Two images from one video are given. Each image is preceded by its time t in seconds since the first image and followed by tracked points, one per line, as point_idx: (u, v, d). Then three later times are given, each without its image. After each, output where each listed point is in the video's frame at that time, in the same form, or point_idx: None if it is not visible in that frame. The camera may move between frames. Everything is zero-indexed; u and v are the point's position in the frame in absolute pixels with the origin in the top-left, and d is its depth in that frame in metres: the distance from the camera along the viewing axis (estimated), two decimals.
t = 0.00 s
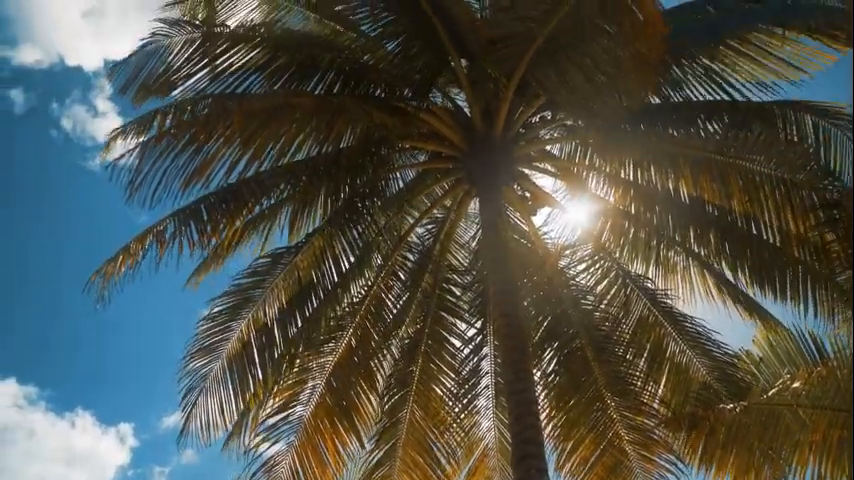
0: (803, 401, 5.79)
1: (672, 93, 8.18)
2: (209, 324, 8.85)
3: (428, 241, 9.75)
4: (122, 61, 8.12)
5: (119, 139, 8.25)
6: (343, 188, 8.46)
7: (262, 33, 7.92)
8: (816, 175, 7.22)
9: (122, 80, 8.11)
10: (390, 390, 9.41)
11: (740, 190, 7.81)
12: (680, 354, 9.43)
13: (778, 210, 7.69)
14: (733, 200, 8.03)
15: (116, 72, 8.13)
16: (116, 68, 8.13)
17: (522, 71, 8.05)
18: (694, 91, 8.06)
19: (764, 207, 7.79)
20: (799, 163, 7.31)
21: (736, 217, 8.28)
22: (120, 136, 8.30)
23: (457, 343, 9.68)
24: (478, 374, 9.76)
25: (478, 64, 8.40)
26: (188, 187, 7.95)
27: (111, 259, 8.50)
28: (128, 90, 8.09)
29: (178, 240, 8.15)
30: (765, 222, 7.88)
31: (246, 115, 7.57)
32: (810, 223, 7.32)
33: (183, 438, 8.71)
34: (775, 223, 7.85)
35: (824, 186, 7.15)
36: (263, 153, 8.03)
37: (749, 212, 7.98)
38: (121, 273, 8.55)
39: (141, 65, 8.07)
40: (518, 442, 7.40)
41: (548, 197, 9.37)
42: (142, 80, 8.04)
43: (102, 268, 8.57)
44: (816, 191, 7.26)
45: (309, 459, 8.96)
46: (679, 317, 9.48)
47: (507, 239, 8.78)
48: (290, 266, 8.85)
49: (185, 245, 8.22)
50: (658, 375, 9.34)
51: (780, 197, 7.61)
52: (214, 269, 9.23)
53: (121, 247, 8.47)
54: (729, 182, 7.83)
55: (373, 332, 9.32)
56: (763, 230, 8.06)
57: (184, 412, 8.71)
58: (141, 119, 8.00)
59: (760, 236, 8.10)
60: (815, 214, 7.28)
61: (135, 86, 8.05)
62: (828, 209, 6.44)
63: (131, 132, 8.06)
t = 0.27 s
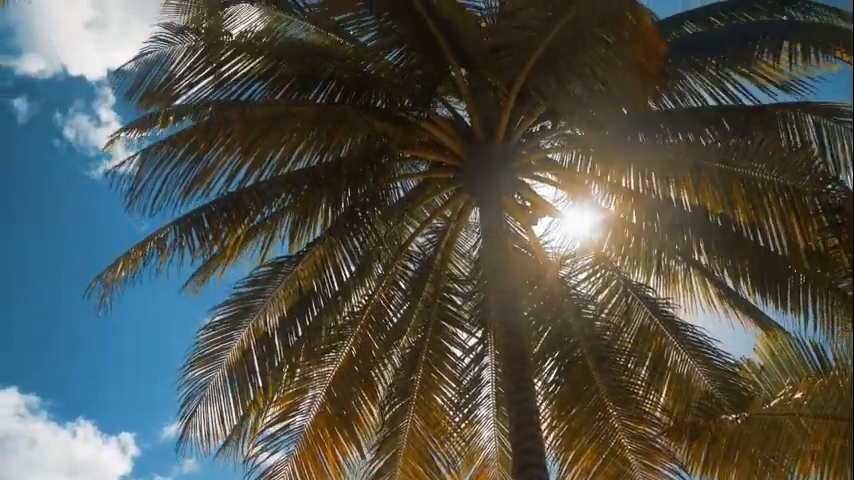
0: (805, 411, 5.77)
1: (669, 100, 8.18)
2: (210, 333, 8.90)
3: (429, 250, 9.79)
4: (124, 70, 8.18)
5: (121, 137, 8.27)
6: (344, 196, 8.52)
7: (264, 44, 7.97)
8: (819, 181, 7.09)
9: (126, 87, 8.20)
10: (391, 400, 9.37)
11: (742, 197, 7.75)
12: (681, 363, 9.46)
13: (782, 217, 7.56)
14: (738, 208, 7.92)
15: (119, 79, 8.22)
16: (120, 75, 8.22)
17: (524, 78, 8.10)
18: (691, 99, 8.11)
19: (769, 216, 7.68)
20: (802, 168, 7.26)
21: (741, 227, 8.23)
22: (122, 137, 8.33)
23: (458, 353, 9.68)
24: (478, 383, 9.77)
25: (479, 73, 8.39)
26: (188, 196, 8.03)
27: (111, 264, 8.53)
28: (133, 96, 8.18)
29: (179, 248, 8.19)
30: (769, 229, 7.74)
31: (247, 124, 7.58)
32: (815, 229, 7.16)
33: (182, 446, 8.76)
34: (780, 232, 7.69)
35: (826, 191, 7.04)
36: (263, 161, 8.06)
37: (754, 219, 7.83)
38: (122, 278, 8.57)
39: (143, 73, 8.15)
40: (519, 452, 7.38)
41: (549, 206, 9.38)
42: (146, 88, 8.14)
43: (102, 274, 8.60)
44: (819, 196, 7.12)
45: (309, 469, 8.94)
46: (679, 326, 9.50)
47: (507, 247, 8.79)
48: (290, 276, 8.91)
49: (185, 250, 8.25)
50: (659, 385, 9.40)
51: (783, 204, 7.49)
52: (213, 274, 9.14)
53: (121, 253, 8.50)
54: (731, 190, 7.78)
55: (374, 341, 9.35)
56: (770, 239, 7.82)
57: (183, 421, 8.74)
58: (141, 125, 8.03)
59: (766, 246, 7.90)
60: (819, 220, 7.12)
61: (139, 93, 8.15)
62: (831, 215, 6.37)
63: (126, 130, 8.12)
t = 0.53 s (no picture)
0: (807, 419, 5.72)
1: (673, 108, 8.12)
2: (210, 341, 8.90)
3: (430, 258, 9.84)
4: (128, 78, 8.12)
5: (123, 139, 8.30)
6: (345, 202, 8.65)
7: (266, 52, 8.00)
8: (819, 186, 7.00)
9: (128, 95, 8.10)
10: (391, 408, 9.33)
11: (744, 204, 7.67)
12: (681, 369, 9.43)
13: (787, 222, 7.37)
14: (740, 215, 7.83)
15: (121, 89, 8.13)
16: (122, 84, 8.15)
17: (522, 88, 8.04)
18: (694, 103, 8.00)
19: (775, 222, 7.48)
20: (804, 173, 7.21)
21: (745, 233, 7.99)
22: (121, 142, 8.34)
23: (458, 360, 9.70)
24: (478, 391, 9.62)
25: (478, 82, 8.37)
26: (188, 205, 8.00)
27: (111, 271, 8.52)
28: (134, 106, 8.06)
29: (178, 256, 8.16)
30: (774, 236, 7.54)
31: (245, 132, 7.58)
32: (820, 234, 6.81)
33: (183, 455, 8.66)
34: (786, 238, 7.46)
35: (829, 194, 6.92)
36: (262, 170, 8.07)
37: (758, 226, 7.64)
38: (122, 285, 8.55)
39: (147, 81, 8.07)
40: (519, 460, 7.34)
41: (549, 213, 9.34)
42: (149, 95, 8.03)
43: (102, 282, 8.59)
44: (820, 200, 7.02)
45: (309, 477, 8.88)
46: (680, 333, 9.47)
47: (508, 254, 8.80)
48: (290, 283, 8.94)
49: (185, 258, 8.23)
50: (659, 392, 9.38)
51: (788, 209, 7.33)
52: (210, 279, 8.92)
53: (120, 261, 8.49)
54: (733, 196, 7.70)
55: (373, 348, 9.32)
56: (776, 243, 7.52)
57: (183, 430, 8.62)
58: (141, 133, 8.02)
59: (773, 254, 7.58)
60: (824, 225, 6.82)
61: (141, 102, 8.03)
62: (833, 222, 6.32)
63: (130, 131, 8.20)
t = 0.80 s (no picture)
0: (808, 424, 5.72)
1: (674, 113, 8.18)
2: (210, 348, 8.87)
3: (429, 262, 9.87)
4: (129, 86, 8.17)
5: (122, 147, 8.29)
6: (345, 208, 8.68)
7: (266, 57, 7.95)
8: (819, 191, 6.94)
9: (129, 102, 8.13)
10: (391, 412, 9.36)
11: (745, 209, 7.59)
12: (681, 374, 9.43)
13: (788, 225, 7.28)
14: (741, 219, 7.80)
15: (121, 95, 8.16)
16: (122, 91, 8.17)
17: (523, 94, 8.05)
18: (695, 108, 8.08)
19: (776, 226, 7.41)
20: (803, 181, 7.11)
21: (745, 238, 7.95)
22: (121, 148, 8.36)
23: (458, 365, 9.66)
24: (478, 396, 9.65)
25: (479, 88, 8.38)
26: (186, 211, 8.02)
27: (110, 277, 8.52)
28: (135, 113, 8.11)
29: (178, 263, 8.18)
30: (776, 241, 7.50)
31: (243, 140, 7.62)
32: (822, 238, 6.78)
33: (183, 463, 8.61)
34: (787, 243, 7.43)
35: (830, 200, 6.86)
36: (262, 175, 8.07)
37: (761, 231, 7.62)
38: (120, 291, 8.55)
39: (148, 88, 8.12)
40: (520, 466, 7.33)
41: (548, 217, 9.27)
42: (150, 102, 8.07)
43: (101, 288, 8.59)
44: (821, 206, 6.95)
45: None
46: (680, 338, 9.48)
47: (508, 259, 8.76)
48: (289, 288, 8.96)
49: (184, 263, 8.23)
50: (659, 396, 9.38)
51: (789, 213, 7.23)
52: (207, 283, 8.93)
53: (119, 267, 8.50)
54: (735, 201, 7.63)
55: (373, 353, 9.32)
56: (778, 247, 7.50)
57: (183, 437, 8.59)
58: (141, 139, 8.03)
59: (772, 257, 7.72)
60: (825, 230, 6.78)
61: (142, 109, 8.07)
62: (834, 227, 6.31)
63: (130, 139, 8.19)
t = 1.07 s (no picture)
0: (809, 430, 5.71)
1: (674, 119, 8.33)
2: (211, 353, 8.88)
3: (430, 268, 9.82)
4: (131, 95, 7.95)
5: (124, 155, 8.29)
6: (346, 214, 8.73)
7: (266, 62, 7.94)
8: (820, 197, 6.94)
9: (130, 112, 7.91)
10: (391, 418, 9.36)
11: (746, 215, 7.62)
12: (683, 381, 9.40)
13: (789, 232, 7.34)
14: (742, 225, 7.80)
15: (123, 106, 7.95)
16: (124, 101, 7.95)
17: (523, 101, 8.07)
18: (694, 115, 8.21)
19: (776, 233, 7.45)
20: (803, 187, 7.09)
21: (747, 242, 7.88)
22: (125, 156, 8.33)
23: (459, 371, 9.63)
24: (480, 402, 9.57)
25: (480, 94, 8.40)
26: (186, 216, 7.95)
27: (109, 282, 8.52)
28: (135, 124, 7.86)
29: (178, 268, 8.19)
30: (776, 246, 7.54)
31: (244, 145, 7.65)
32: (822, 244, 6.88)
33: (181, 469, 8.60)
34: (787, 246, 7.42)
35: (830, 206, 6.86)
36: (264, 180, 8.05)
37: (760, 236, 7.64)
38: (120, 296, 8.56)
39: (150, 97, 7.89)
40: (521, 472, 7.32)
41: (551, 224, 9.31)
42: (150, 112, 7.83)
43: (100, 292, 8.61)
44: (821, 212, 6.96)
45: None
46: (683, 343, 9.48)
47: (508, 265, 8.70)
48: (290, 294, 8.97)
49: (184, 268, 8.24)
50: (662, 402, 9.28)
51: (791, 219, 7.28)
52: (206, 287, 8.91)
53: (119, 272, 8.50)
54: (736, 207, 7.66)
55: (374, 359, 9.31)
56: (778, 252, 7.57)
57: (182, 442, 8.58)
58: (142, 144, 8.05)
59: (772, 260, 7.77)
60: (825, 235, 6.87)
61: (142, 119, 7.83)
62: (835, 233, 6.32)
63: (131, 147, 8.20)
